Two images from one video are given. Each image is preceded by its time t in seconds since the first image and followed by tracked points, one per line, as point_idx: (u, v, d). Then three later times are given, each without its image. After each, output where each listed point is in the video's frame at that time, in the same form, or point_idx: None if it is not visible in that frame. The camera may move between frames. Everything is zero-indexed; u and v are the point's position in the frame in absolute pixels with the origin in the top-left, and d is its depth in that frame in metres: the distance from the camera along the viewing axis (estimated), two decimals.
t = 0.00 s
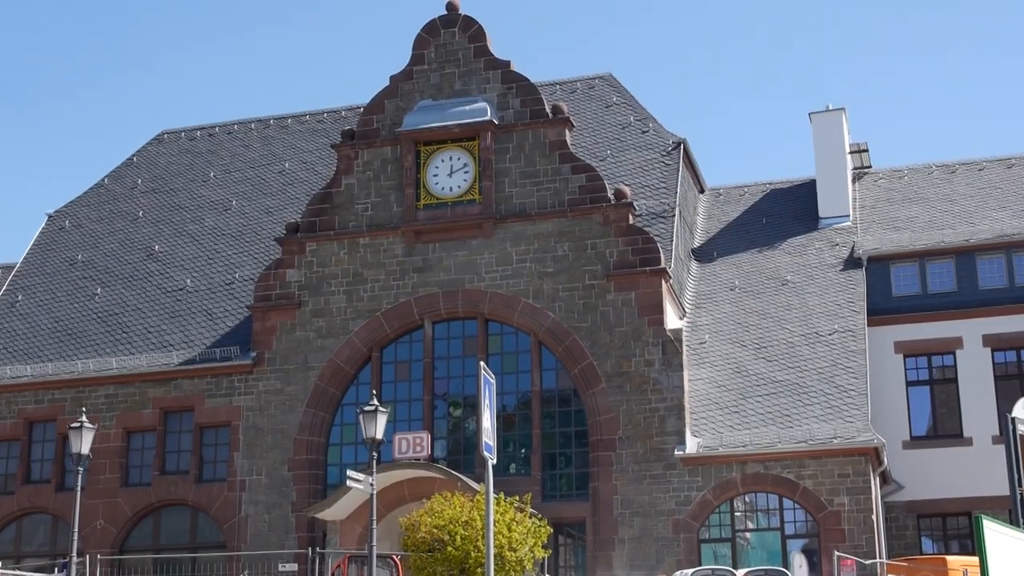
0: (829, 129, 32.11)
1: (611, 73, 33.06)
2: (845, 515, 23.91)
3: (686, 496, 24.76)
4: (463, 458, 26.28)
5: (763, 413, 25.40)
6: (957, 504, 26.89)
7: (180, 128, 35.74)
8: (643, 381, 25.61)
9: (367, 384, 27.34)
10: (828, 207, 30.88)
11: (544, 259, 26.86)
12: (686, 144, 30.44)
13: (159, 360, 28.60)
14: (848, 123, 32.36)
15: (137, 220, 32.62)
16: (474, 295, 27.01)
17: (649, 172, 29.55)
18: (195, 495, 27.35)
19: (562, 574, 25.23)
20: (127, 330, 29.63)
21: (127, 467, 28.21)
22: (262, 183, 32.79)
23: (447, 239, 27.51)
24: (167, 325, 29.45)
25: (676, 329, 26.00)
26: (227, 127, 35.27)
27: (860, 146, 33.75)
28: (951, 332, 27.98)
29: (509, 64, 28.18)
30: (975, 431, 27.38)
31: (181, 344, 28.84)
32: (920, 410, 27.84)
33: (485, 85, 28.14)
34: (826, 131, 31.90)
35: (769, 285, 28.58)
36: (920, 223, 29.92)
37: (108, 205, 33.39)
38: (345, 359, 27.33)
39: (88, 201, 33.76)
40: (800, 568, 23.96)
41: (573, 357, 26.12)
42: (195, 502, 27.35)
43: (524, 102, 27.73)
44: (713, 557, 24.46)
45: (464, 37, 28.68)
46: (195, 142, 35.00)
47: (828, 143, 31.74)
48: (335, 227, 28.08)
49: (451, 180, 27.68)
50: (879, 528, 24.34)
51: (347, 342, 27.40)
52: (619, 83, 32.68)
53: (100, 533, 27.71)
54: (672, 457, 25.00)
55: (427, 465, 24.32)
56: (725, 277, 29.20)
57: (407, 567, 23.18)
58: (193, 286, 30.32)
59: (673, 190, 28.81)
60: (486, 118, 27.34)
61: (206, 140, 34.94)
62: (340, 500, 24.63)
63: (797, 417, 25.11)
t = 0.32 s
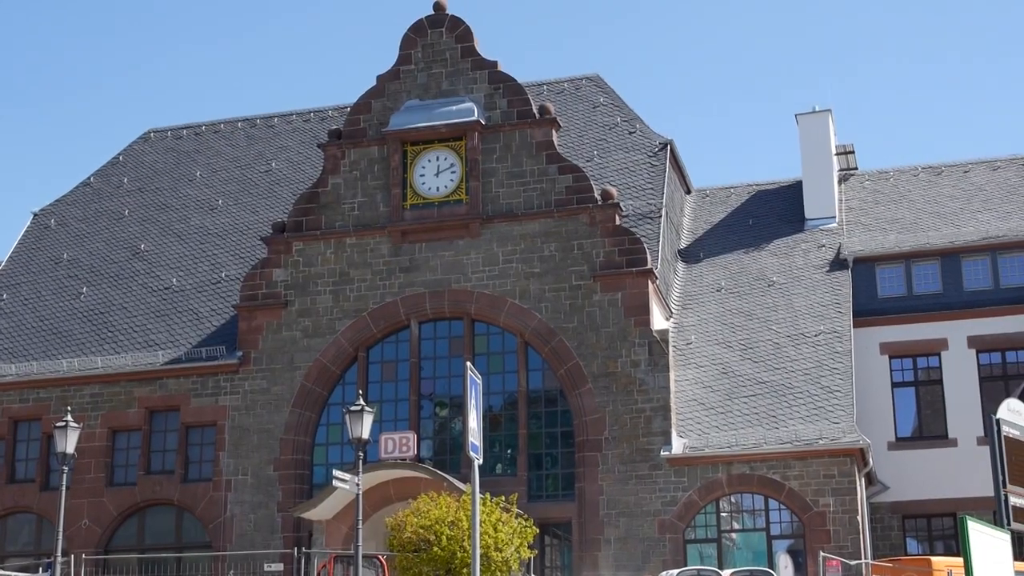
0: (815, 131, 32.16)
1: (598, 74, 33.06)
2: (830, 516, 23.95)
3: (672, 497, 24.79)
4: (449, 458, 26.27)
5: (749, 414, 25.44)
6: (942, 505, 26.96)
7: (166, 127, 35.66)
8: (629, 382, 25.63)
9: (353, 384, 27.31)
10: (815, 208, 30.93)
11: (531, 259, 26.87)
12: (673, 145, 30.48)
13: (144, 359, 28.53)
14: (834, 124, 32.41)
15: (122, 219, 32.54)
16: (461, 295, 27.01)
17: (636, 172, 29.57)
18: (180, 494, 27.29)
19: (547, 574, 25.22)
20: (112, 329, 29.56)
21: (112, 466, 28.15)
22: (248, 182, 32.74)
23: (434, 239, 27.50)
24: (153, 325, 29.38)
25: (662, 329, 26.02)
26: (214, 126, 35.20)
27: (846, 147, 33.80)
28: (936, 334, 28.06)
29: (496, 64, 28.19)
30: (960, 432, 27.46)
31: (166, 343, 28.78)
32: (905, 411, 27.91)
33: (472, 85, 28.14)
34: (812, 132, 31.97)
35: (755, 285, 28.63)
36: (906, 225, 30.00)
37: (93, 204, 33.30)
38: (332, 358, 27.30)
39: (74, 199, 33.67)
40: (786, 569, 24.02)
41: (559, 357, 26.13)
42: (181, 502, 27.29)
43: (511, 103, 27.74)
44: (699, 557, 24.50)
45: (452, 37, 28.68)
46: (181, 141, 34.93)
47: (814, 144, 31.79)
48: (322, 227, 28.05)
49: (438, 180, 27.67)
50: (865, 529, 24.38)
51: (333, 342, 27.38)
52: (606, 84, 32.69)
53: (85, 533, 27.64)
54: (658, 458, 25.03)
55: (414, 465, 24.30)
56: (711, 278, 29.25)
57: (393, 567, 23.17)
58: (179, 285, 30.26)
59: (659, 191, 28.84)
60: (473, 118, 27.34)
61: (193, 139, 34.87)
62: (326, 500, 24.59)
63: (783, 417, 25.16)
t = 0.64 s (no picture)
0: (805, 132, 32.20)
1: (588, 74, 33.07)
2: (819, 516, 23.99)
3: (661, 497, 24.81)
4: (438, 457, 26.26)
5: (738, 414, 25.47)
6: (930, 505, 27.01)
7: (155, 126, 35.60)
8: (619, 382, 25.65)
9: (343, 384, 27.29)
10: (804, 209, 30.97)
11: (520, 260, 26.88)
12: (663, 145, 30.50)
13: (133, 358, 28.48)
14: (824, 125, 32.44)
15: (111, 218, 32.47)
16: (450, 295, 27.00)
17: (626, 173, 29.59)
18: (169, 494, 27.25)
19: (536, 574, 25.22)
20: (101, 328, 29.50)
21: (100, 466, 28.10)
22: (238, 181, 32.70)
23: (423, 239, 27.49)
24: (141, 324, 29.32)
25: (652, 330, 26.04)
26: (203, 125, 35.15)
27: (836, 148, 33.84)
28: (924, 335, 28.12)
29: (486, 64, 28.19)
30: (948, 433, 27.52)
31: (155, 342, 28.74)
32: (894, 411, 27.96)
33: (462, 85, 28.14)
34: (802, 133, 32.00)
35: (745, 286, 28.66)
36: (895, 226, 30.06)
37: (82, 203, 33.23)
38: (321, 358, 27.28)
39: (62, 198, 33.60)
40: (774, 569, 24.03)
41: (549, 357, 26.14)
42: (169, 502, 27.25)
43: (501, 103, 27.74)
44: (688, 557, 24.53)
45: (442, 37, 28.67)
46: (171, 140, 34.87)
47: (804, 145, 31.83)
48: (311, 226, 28.02)
49: (427, 180, 27.66)
50: (853, 530, 24.41)
51: (323, 342, 27.35)
52: (595, 84, 32.70)
53: (73, 532, 27.59)
54: (647, 458, 25.05)
55: (403, 465, 24.28)
56: (701, 278, 29.28)
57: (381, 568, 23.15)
58: (168, 284, 30.21)
59: (649, 191, 28.86)
60: (463, 118, 27.34)
61: (182, 138, 34.82)
62: (315, 500, 24.57)
63: (772, 418, 25.19)
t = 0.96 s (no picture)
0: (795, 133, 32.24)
1: (578, 75, 33.08)
2: (809, 516, 24.01)
3: (651, 497, 24.82)
4: (428, 458, 26.24)
5: (728, 414, 25.49)
6: (919, 506, 27.05)
7: (145, 125, 35.54)
8: (609, 382, 25.66)
9: (333, 384, 27.27)
10: (794, 209, 31.01)
11: (511, 260, 26.88)
12: (653, 146, 30.53)
13: (123, 358, 28.43)
14: (814, 125, 32.47)
15: (101, 217, 32.41)
16: (440, 295, 26.99)
17: (616, 173, 29.61)
18: (158, 494, 27.21)
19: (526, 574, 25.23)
20: (90, 328, 29.44)
21: (90, 465, 28.06)
22: (228, 181, 32.66)
23: (414, 239, 27.48)
24: (131, 323, 29.27)
25: (642, 330, 26.06)
26: (193, 124, 35.10)
27: (826, 148, 33.89)
28: (914, 335, 28.18)
29: (477, 64, 28.19)
30: (937, 433, 27.57)
31: (145, 342, 28.69)
32: (883, 412, 28.00)
33: (453, 85, 28.13)
34: (792, 134, 32.01)
35: (735, 286, 28.70)
36: (885, 226, 30.12)
37: (72, 202, 33.17)
38: (311, 358, 27.25)
39: (52, 197, 33.54)
40: (764, 569, 24.05)
41: (539, 357, 26.14)
42: (159, 501, 27.21)
43: (492, 103, 27.74)
44: (678, 557, 24.55)
45: (432, 37, 28.66)
46: (161, 139, 34.81)
47: (794, 146, 31.86)
48: (301, 226, 28.00)
49: (418, 180, 27.65)
50: (843, 530, 24.43)
51: (313, 341, 27.32)
52: (586, 84, 32.71)
53: (63, 532, 27.53)
54: (637, 458, 25.07)
55: (393, 465, 24.25)
56: (691, 279, 29.32)
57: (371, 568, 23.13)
58: (158, 284, 30.15)
59: (639, 192, 28.88)
60: (453, 118, 27.33)
61: (172, 138, 34.77)
62: (305, 500, 24.55)
63: (762, 418, 25.21)
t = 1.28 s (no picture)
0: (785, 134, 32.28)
1: (569, 75, 33.09)
2: (798, 517, 24.04)
3: (640, 498, 24.84)
4: (418, 457, 26.24)
5: (717, 415, 25.51)
6: (908, 507, 27.11)
7: (135, 124, 35.48)
8: (599, 382, 25.67)
9: (322, 384, 27.24)
10: (784, 210, 31.06)
11: (500, 260, 26.88)
12: (644, 147, 30.55)
13: (112, 357, 28.38)
14: (804, 126, 32.50)
15: (91, 216, 32.35)
16: (431, 295, 26.98)
17: (606, 174, 29.63)
18: (147, 493, 27.17)
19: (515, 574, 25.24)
20: (79, 327, 29.38)
21: (79, 465, 28.01)
22: (218, 180, 32.61)
23: (404, 239, 27.47)
24: (121, 322, 29.22)
25: (632, 330, 26.08)
26: (184, 123, 35.04)
27: (816, 150, 33.92)
28: (903, 336, 28.24)
29: (468, 64, 28.19)
30: (926, 435, 27.64)
31: (134, 341, 28.64)
32: (872, 413, 28.05)
33: (443, 85, 28.13)
34: (781, 136, 32.04)
35: (725, 287, 28.73)
36: (874, 228, 30.18)
37: (62, 201, 33.10)
38: (301, 358, 27.22)
39: (41, 196, 33.47)
40: (753, 570, 24.08)
41: (529, 358, 26.15)
42: (148, 501, 27.16)
43: (482, 103, 27.74)
44: (667, 558, 24.57)
45: (423, 37, 28.65)
46: (151, 138, 34.75)
47: (784, 147, 31.89)
48: (291, 226, 27.97)
49: (408, 180, 27.64)
50: (831, 531, 24.47)
51: (302, 341, 27.30)
52: (577, 85, 32.73)
53: (51, 532, 27.48)
54: (627, 459, 25.08)
55: (382, 465, 24.23)
56: (681, 279, 29.36)
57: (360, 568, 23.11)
58: (147, 283, 30.10)
59: (629, 192, 28.91)
60: (443, 118, 27.33)
61: (162, 137, 34.71)
62: (294, 500, 24.52)
63: (751, 418, 25.24)
